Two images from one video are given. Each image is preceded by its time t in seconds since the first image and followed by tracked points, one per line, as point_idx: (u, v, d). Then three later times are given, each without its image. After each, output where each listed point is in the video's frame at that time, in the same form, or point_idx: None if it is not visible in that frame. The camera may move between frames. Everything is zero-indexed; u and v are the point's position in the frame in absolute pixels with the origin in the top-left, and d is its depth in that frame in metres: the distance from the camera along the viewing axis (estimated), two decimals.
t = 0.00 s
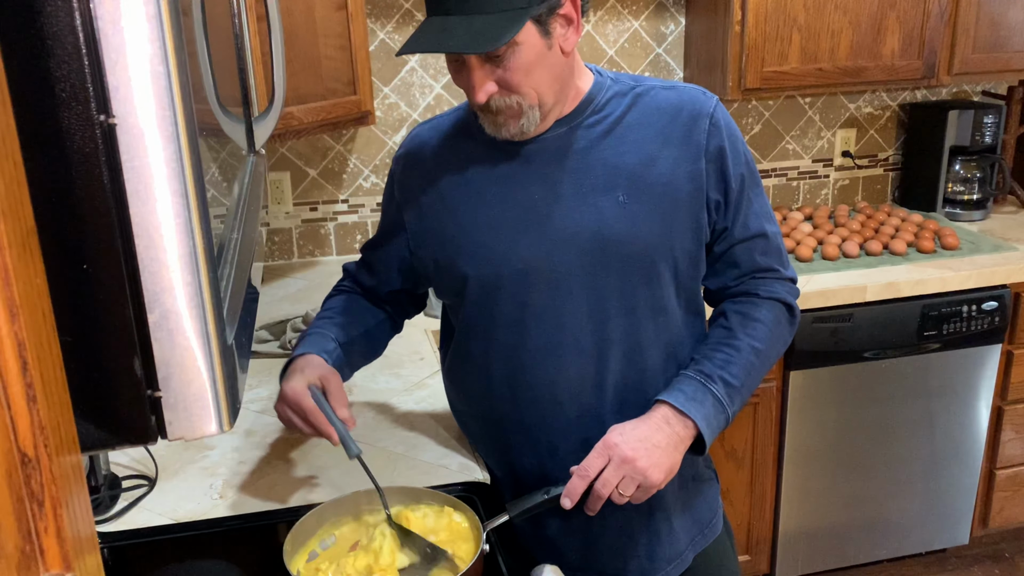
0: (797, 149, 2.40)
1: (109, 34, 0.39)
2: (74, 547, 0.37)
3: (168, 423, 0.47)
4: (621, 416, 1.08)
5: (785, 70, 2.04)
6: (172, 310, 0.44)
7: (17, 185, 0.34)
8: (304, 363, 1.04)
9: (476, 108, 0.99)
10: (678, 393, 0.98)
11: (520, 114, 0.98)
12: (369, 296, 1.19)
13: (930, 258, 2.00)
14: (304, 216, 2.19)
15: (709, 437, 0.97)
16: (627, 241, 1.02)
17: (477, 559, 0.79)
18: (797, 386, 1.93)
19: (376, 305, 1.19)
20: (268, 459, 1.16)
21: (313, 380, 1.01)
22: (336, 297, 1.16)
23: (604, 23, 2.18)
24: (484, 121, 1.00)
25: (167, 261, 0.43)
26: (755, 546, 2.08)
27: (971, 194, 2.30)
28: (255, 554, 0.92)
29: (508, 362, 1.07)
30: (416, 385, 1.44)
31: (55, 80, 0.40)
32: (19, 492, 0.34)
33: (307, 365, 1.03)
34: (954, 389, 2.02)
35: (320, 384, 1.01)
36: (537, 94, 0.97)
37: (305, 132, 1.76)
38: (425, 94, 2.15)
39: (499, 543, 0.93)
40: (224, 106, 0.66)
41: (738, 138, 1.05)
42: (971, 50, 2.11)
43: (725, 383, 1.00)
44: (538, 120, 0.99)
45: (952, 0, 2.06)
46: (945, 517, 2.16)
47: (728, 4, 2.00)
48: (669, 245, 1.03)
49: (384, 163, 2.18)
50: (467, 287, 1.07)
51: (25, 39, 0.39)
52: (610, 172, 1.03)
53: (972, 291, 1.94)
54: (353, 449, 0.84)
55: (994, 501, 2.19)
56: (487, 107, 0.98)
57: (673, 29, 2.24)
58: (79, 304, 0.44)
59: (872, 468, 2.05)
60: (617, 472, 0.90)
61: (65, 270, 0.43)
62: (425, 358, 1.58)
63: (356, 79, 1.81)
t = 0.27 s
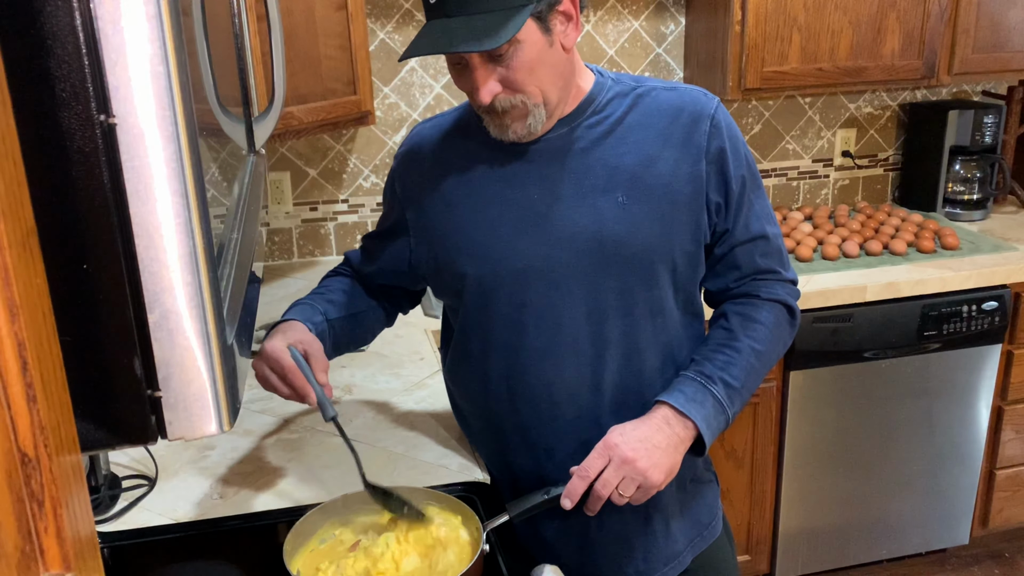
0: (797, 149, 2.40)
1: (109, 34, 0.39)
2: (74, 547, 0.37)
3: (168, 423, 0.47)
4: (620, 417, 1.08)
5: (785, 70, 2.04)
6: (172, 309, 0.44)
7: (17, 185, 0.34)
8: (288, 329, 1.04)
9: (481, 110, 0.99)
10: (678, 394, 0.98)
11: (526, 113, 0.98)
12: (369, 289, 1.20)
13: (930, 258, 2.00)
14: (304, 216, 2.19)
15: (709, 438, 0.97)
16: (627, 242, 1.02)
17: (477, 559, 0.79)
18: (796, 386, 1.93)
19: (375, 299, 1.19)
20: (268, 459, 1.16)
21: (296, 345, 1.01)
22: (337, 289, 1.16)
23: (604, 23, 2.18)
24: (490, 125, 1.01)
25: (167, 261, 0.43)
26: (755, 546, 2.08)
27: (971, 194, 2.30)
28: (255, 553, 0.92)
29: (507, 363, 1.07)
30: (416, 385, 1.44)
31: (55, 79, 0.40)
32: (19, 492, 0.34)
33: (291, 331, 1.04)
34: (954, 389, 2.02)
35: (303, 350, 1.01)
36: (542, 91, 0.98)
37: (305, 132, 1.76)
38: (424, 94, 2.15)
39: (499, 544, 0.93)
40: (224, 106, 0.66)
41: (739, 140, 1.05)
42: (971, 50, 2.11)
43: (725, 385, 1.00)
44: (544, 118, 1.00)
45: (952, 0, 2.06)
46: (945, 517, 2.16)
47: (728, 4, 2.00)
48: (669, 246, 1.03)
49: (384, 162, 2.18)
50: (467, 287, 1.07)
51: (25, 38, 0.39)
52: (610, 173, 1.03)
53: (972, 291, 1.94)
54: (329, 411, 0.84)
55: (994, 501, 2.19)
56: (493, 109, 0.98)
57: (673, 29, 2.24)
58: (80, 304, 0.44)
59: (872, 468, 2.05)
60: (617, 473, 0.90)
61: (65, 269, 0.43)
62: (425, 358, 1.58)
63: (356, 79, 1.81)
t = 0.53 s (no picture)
0: (797, 149, 2.40)
1: (109, 34, 0.39)
2: (74, 547, 0.37)
3: (168, 423, 0.47)
4: (620, 418, 1.08)
5: (785, 70, 2.04)
6: (172, 309, 0.44)
7: (17, 186, 0.34)
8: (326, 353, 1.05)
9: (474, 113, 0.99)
10: (677, 394, 0.98)
11: (517, 116, 0.98)
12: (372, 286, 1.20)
13: (930, 258, 2.00)
14: (304, 216, 2.19)
15: (709, 438, 0.97)
16: (627, 243, 1.02)
17: (477, 559, 0.79)
18: (796, 386, 1.93)
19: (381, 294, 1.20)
20: (268, 459, 1.16)
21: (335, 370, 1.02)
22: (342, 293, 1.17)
23: (604, 23, 2.18)
24: (483, 126, 1.00)
25: (167, 261, 0.43)
26: (755, 546, 2.08)
27: (971, 194, 2.30)
28: (255, 554, 0.92)
29: (506, 363, 1.07)
30: (416, 385, 1.44)
31: (55, 79, 0.39)
32: (19, 492, 0.34)
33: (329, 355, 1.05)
34: (954, 389, 2.02)
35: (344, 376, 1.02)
36: (534, 95, 0.97)
37: (305, 132, 1.76)
38: (424, 94, 2.15)
39: (499, 544, 0.93)
40: (224, 106, 0.66)
41: (738, 140, 1.05)
42: (971, 50, 2.10)
43: (725, 385, 1.00)
44: (535, 121, 0.99)
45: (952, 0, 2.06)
46: (945, 517, 2.15)
47: (728, 4, 2.00)
48: (669, 246, 1.03)
49: (384, 163, 2.18)
50: (467, 287, 1.07)
51: (26, 38, 0.39)
52: (609, 173, 1.03)
53: (972, 291, 1.94)
54: (363, 447, 0.84)
55: (994, 501, 2.19)
56: (485, 111, 0.97)
57: (673, 29, 2.24)
58: (80, 303, 0.44)
59: (872, 468, 2.04)
60: (617, 473, 0.90)
61: (65, 269, 0.43)
62: (425, 358, 1.58)
63: (356, 79, 1.81)
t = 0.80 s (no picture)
0: (797, 149, 2.40)
1: (109, 34, 0.39)
2: (74, 547, 0.37)
3: (168, 423, 0.47)
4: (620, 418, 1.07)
5: (785, 70, 2.03)
6: (172, 309, 0.44)
7: (17, 185, 0.34)
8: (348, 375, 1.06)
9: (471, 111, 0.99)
10: (678, 394, 0.98)
11: (516, 117, 0.98)
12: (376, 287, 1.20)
13: (930, 258, 2.00)
14: (304, 216, 2.19)
15: (709, 437, 0.97)
16: (626, 242, 1.02)
17: (477, 559, 0.79)
18: (796, 386, 1.93)
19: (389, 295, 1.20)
20: (268, 459, 1.16)
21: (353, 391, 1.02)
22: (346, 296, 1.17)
23: (604, 23, 2.18)
24: (481, 126, 1.00)
25: (167, 261, 0.43)
26: (755, 546, 2.08)
27: (971, 194, 2.30)
28: (256, 554, 0.92)
29: (506, 363, 1.07)
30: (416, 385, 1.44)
31: (55, 79, 0.39)
32: (19, 492, 0.34)
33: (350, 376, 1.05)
34: (954, 389, 2.02)
35: (361, 397, 1.02)
36: (531, 95, 0.97)
37: (305, 132, 1.76)
38: (424, 94, 2.15)
39: (499, 544, 0.93)
40: (224, 106, 0.66)
41: (738, 139, 1.05)
42: (971, 50, 2.10)
43: (725, 385, 1.00)
44: (534, 122, 0.99)
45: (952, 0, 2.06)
46: (945, 516, 2.15)
47: (728, 4, 2.00)
48: (669, 246, 1.03)
49: (384, 163, 2.18)
50: (467, 287, 1.06)
51: (26, 38, 0.39)
52: (608, 173, 1.03)
53: (972, 291, 1.94)
54: (363, 468, 0.84)
55: (994, 501, 2.19)
56: (482, 110, 0.98)
57: (673, 29, 2.24)
58: (80, 303, 0.44)
59: (872, 468, 2.04)
60: (618, 474, 0.90)
61: (65, 269, 0.43)
62: (425, 358, 1.58)
63: (356, 79, 1.81)
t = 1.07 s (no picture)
0: (797, 149, 2.40)
1: (109, 34, 0.39)
2: (74, 547, 0.37)
3: (168, 423, 0.47)
4: (620, 418, 1.07)
5: (785, 70, 2.03)
6: (172, 309, 0.44)
7: (17, 185, 0.34)
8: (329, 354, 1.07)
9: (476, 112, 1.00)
10: (678, 394, 0.98)
11: (520, 119, 0.98)
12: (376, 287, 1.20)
13: (930, 258, 2.00)
14: (304, 216, 2.19)
15: (710, 438, 0.97)
16: (627, 242, 1.02)
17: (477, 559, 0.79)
18: (796, 386, 1.93)
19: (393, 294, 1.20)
20: (268, 459, 1.16)
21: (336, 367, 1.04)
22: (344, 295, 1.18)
23: (605, 23, 2.18)
24: (485, 129, 1.01)
25: (167, 261, 0.43)
26: (755, 546, 2.08)
27: (971, 195, 2.30)
28: (256, 554, 0.92)
29: (506, 363, 1.07)
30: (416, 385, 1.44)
31: (55, 79, 0.39)
32: (20, 491, 0.34)
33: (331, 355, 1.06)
34: (954, 389, 2.02)
35: (343, 375, 1.03)
36: (536, 97, 0.97)
37: (305, 132, 1.76)
38: (425, 94, 2.15)
39: (499, 544, 0.93)
40: (224, 106, 0.66)
41: (740, 140, 1.05)
42: (971, 50, 2.10)
43: (726, 386, 1.00)
44: (538, 124, 0.99)
45: None
46: (945, 517, 2.15)
47: (728, 4, 2.00)
48: (669, 245, 1.03)
49: (384, 163, 2.18)
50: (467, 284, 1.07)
51: (26, 39, 0.39)
52: (609, 173, 1.03)
53: (972, 291, 1.94)
54: (348, 443, 0.81)
55: (994, 501, 2.19)
56: (486, 111, 0.98)
57: (673, 29, 2.24)
58: (80, 303, 0.44)
59: (872, 468, 2.04)
60: (619, 473, 0.90)
61: (65, 269, 0.43)
62: (425, 358, 1.58)
63: (356, 79, 1.81)
